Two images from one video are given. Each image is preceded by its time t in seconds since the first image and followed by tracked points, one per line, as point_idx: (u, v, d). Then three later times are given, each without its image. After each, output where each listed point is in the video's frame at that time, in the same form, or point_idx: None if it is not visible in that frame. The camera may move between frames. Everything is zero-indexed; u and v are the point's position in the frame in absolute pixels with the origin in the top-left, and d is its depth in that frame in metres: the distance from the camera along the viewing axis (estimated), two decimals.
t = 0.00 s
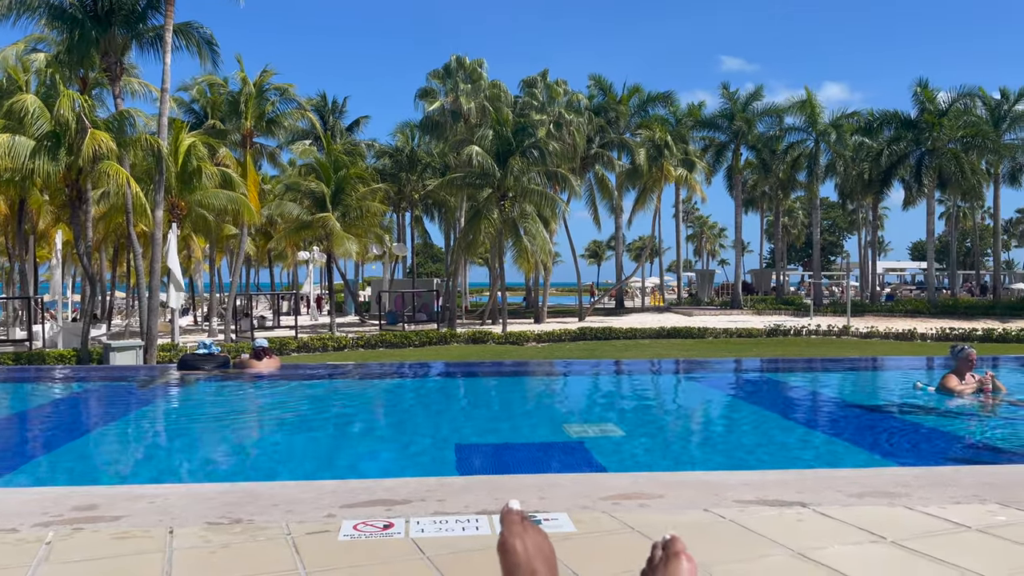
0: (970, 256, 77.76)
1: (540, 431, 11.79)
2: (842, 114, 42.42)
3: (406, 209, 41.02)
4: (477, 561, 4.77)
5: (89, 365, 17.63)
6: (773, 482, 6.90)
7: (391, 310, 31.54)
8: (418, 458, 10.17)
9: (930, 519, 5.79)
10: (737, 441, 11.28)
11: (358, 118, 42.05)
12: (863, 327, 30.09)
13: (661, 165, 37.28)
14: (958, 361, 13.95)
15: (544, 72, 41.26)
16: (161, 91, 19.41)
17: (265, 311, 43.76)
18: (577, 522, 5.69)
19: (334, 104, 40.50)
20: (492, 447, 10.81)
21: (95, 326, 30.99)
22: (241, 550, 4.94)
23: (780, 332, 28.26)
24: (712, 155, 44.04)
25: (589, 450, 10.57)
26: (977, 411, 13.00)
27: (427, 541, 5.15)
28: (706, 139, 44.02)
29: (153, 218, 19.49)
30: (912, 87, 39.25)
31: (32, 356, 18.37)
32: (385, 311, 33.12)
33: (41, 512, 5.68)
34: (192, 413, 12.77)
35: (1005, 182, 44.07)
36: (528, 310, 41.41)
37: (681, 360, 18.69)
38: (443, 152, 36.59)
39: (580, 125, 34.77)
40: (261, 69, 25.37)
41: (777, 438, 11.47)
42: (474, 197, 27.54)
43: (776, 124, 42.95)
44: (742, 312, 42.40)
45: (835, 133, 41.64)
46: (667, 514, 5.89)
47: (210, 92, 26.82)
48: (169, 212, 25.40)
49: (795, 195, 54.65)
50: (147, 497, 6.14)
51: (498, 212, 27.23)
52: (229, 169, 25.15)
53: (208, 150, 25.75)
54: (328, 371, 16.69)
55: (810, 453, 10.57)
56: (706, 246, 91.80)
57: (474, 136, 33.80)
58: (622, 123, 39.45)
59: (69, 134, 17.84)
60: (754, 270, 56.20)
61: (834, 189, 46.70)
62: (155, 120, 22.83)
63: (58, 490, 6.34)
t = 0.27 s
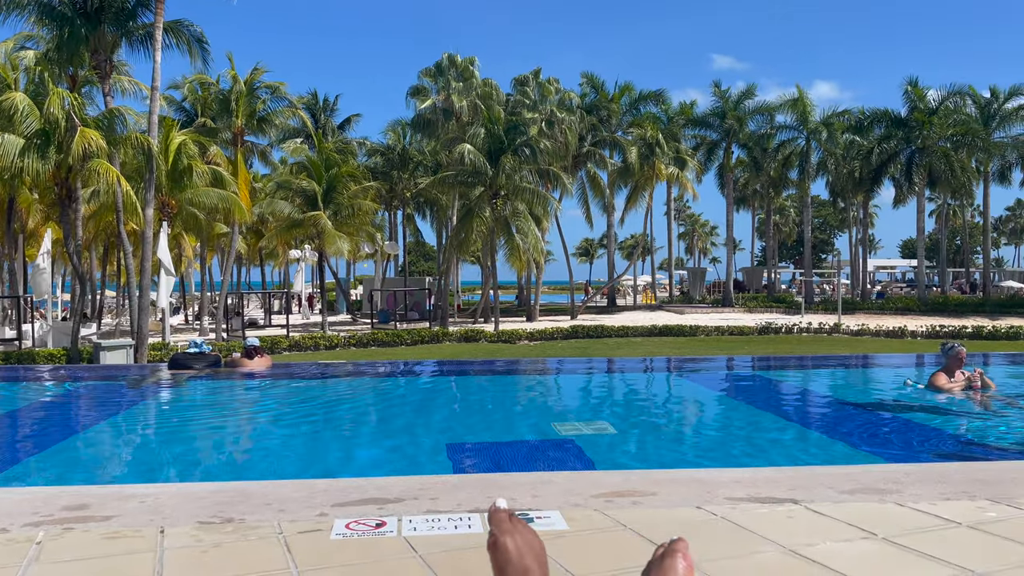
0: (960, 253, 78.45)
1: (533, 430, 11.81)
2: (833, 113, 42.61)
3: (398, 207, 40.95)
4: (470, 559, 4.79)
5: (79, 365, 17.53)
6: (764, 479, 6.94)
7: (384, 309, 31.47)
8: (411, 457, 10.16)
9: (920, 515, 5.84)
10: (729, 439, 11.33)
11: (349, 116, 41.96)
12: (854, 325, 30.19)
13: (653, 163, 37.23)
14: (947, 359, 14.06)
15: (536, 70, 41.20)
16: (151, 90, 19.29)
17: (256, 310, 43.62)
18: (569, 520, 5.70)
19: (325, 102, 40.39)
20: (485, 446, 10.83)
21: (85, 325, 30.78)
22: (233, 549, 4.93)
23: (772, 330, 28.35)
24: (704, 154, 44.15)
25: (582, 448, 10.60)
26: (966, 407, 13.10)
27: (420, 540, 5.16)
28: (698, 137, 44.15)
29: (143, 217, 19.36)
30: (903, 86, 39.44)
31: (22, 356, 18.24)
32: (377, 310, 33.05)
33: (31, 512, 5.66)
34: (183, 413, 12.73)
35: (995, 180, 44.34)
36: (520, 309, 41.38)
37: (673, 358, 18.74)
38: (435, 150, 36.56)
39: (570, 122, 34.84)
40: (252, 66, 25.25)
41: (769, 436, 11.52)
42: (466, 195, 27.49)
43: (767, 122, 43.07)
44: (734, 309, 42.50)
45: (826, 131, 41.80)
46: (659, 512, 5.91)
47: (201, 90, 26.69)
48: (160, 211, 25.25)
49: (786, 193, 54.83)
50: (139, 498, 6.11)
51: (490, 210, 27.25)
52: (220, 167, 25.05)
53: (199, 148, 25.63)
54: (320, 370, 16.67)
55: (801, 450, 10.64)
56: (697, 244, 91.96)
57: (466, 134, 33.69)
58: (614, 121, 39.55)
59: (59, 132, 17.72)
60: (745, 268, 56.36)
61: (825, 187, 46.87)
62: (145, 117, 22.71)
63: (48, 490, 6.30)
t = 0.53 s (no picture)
0: (953, 250, 78.87)
1: (528, 427, 11.82)
2: (827, 111, 42.73)
3: (392, 205, 40.93)
4: (464, 557, 4.79)
5: (73, 363, 17.48)
6: (759, 476, 6.95)
7: (379, 307, 31.46)
8: (406, 455, 10.15)
9: (913, 511, 5.88)
10: (724, 435, 11.36)
11: (343, 114, 41.90)
12: (848, 322, 30.29)
13: (647, 161, 37.35)
14: (941, 356, 14.13)
15: (530, 67, 41.15)
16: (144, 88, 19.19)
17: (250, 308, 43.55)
18: (564, 517, 5.71)
19: (319, 99, 40.31)
20: (480, 443, 10.84)
21: (78, 324, 30.68)
22: (228, 548, 4.93)
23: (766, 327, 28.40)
24: (699, 151, 44.23)
25: (577, 445, 10.62)
26: (959, 404, 13.17)
27: (415, 537, 5.16)
28: (692, 135, 44.26)
29: (137, 215, 19.27)
30: (896, 83, 39.55)
31: (16, 354, 18.16)
32: (371, 308, 33.07)
33: (25, 511, 5.65)
34: (178, 411, 12.71)
35: (988, 177, 44.48)
36: (515, 307, 41.38)
37: (668, 355, 18.76)
38: (429, 148, 36.55)
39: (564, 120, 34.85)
40: (246, 64, 25.18)
41: (763, 432, 11.56)
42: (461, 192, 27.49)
43: (761, 120, 43.15)
44: (728, 307, 42.60)
45: (821, 129, 41.90)
46: (653, 509, 5.93)
47: (194, 88, 26.60)
48: (153, 209, 25.15)
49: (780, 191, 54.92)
50: (135, 496, 6.10)
51: (485, 208, 27.24)
52: (214, 165, 25.00)
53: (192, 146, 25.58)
54: (315, 367, 16.67)
55: (795, 446, 10.68)
56: (692, 241, 92.10)
57: (461, 132, 33.66)
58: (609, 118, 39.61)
59: (51, 131, 17.64)
60: (740, 265, 56.44)
61: (819, 185, 46.96)
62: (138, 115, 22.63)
63: (42, 489, 6.28)
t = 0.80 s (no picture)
0: (949, 247, 79.07)
1: (525, 425, 11.82)
2: (824, 108, 42.77)
3: (390, 203, 40.89)
4: (462, 555, 4.80)
5: (69, 362, 17.43)
6: (756, 473, 6.96)
7: (376, 305, 31.41)
8: (403, 454, 10.15)
9: (910, 508, 5.90)
10: (721, 433, 11.38)
11: (340, 113, 41.88)
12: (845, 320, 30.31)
13: (644, 159, 37.38)
14: (937, 354, 14.17)
15: (527, 65, 41.18)
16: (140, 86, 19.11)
17: (247, 307, 43.47)
18: (562, 516, 5.71)
19: (316, 98, 40.27)
20: (477, 441, 10.85)
21: (75, 323, 30.57)
22: (227, 547, 4.93)
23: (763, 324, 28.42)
24: (696, 149, 44.30)
25: (575, 443, 10.63)
26: (955, 401, 13.21)
27: (413, 535, 5.17)
28: (689, 133, 44.33)
29: (134, 214, 19.18)
30: (893, 81, 39.63)
31: (13, 353, 18.10)
32: (368, 307, 33.09)
33: (23, 511, 5.63)
34: (175, 410, 12.70)
35: (985, 175, 44.57)
36: (512, 305, 41.37)
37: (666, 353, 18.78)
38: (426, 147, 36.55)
39: (561, 118, 34.91)
40: (243, 62, 25.13)
41: (760, 429, 11.59)
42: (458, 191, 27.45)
43: (758, 118, 43.18)
44: (725, 305, 42.63)
45: (817, 126, 41.99)
46: (650, 506, 5.94)
47: (192, 87, 26.54)
48: (151, 208, 25.06)
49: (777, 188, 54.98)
50: (131, 495, 6.08)
51: (482, 206, 27.20)
52: (211, 164, 24.94)
53: (188, 144, 25.57)
54: (312, 366, 16.66)
55: (792, 444, 10.70)
56: (689, 239, 92.22)
57: (458, 130, 33.56)
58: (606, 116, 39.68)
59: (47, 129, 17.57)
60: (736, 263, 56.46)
61: (816, 182, 46.95)
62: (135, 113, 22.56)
63: (39, 489, 6.27)
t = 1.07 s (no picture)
0: (947, 246, 79.15)
1: (523, 424, 11.81)
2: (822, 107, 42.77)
3: (387, 203, 40.84)
4: (460, 554, 4.80)
5: (67, 362, 17.40)
6: (754, 472, 6.96)
7: (373, 305, 31.39)
8: (400, 453, 10.14)
9: (907, 506, 5.91)
10: (719, 432, 11.39)
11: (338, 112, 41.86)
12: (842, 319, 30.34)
13: (642, 158, 37.34)
14: (935, 353, 14.18)
15: (525, 65, 41.23)
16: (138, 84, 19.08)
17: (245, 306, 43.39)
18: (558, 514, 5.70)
19: (314, 97, 40.25)
20: (474, 440, 10.85)
21: (72, 322, 30.49)
22: (224, 546, 4.93)
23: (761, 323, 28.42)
24: (694, 147, 44.37)
25: (573, 442, 10.63)
26: (952, 399, 13.24)
27: (411, 535, 5.17)
28: (687, 131, 44.41)
29: (131, 213, 19.12)
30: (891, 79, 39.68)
31: (10, 353, 18.06)
32: (366, 306, 33.08)
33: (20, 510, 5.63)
34: (172, 410, 12.66)
35: (982, 173, 44.64)
36: (510, 304, 41.33)
37: (664, 352, 18.77)
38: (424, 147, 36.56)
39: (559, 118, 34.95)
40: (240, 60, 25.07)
41: (758, 429, 11.59)
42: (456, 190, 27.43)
43: (756, 117, 43.24)
44: (723, 304, 42.64)
45: (815, 125, 42.08)
46: (648, 505, 5.94)
47: (189, 86, 26.46)
48: (148, 206, 25.02)
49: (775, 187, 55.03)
50: (127, 494, 6.07)
51: (480, 204, 27.19)
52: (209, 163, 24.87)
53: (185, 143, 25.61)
54: (310, 366, 16.63)
55: (789, 443, 10.71)
56: (687, 238, 92.32)
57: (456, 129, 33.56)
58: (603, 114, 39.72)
59: (44, 128, 17.51)
60: (734, 262, 56.50)
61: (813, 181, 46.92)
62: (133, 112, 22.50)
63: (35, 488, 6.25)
